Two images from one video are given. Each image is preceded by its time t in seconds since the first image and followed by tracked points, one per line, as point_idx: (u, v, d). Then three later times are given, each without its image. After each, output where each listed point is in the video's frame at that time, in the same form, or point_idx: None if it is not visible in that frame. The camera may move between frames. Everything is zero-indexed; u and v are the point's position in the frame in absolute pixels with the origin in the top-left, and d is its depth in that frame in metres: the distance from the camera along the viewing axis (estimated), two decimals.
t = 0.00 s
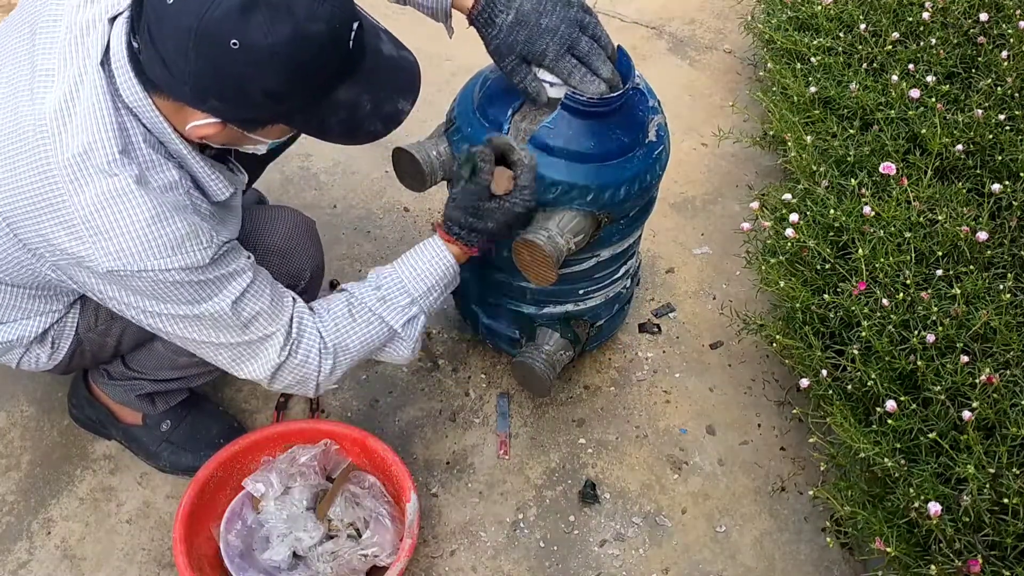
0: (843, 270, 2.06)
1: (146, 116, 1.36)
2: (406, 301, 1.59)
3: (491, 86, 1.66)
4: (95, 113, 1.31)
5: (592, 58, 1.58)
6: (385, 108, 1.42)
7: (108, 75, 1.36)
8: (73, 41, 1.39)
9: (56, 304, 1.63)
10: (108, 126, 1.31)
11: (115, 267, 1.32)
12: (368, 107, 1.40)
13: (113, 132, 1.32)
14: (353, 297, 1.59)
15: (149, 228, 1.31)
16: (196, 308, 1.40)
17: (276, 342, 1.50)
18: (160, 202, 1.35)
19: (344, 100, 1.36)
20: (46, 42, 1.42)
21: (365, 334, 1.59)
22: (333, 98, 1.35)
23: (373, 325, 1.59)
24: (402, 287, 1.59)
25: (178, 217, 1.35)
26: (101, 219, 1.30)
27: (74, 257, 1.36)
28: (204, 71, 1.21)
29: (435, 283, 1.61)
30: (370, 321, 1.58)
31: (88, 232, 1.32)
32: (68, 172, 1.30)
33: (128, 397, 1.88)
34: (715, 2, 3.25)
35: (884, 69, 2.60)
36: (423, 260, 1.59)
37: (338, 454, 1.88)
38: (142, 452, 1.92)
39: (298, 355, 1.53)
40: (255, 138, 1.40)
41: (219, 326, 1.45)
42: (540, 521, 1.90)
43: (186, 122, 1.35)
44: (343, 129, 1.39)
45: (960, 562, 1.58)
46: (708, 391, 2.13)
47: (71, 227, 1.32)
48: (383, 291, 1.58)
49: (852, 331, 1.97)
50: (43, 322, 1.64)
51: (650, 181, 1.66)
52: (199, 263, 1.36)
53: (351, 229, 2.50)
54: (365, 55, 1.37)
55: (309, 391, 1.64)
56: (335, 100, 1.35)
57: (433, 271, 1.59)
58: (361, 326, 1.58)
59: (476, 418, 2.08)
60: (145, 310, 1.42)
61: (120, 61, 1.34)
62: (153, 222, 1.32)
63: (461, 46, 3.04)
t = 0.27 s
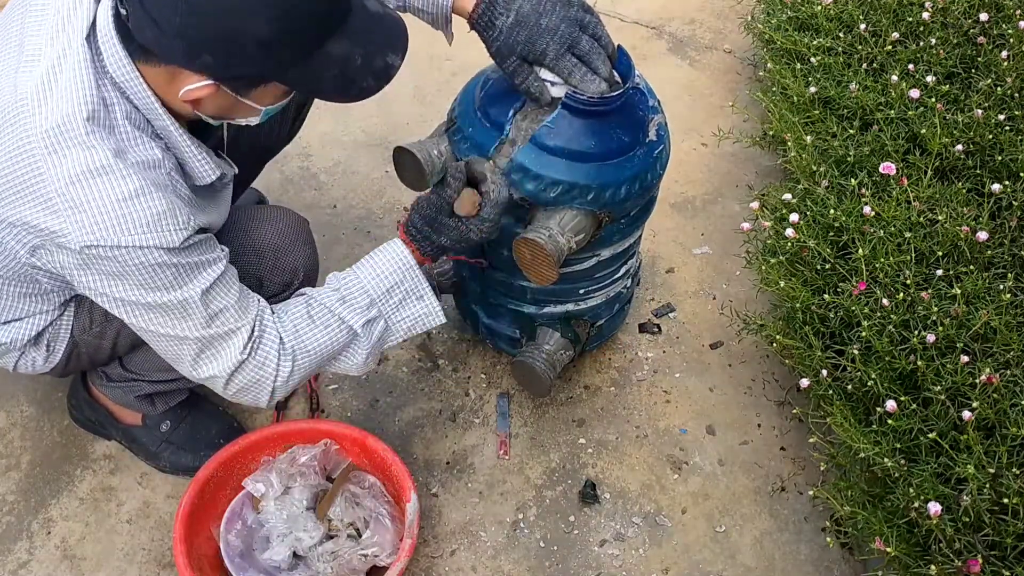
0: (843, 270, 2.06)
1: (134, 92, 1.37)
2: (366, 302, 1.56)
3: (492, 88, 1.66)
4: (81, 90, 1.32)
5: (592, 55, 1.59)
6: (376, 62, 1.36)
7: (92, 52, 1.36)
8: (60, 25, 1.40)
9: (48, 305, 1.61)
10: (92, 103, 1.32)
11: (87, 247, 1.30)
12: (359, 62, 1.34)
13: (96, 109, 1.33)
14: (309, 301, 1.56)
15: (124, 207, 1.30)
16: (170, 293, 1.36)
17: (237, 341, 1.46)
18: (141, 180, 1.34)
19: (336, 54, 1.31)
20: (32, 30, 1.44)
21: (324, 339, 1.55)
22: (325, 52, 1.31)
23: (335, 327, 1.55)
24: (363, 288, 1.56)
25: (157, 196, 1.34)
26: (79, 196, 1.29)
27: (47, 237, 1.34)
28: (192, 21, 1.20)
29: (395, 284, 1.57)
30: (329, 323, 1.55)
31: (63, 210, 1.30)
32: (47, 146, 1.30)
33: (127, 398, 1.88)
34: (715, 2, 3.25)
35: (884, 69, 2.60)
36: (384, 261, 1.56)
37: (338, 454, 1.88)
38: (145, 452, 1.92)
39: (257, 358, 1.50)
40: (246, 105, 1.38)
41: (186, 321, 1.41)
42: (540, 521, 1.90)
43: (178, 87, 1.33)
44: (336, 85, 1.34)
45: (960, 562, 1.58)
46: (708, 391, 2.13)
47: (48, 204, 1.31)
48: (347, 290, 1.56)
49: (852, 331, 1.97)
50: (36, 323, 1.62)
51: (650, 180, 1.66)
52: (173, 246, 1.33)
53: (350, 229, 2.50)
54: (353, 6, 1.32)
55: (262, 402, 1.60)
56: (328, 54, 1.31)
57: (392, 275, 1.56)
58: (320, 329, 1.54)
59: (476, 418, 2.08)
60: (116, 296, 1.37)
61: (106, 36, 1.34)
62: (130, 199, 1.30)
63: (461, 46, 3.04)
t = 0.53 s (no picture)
0: (843, 270, 2.06)
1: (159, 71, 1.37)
2: (407, 258, 1.52)
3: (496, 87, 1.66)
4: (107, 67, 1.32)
5: (595, 54, 1.60)
6: (401, 51, 1.38)
7: (116, 33, 1.37)
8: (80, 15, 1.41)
9: (58, 304, 1.62)
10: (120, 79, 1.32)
11: (119, 219, 1.27)
12: (385, 50, 1.36)
13: (121, 85, 1.32)
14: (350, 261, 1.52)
15: (157, 175, 1.29)
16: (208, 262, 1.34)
17: (281, 309, 1.43)
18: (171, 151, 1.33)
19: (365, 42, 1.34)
20: (54, 22, 1.46)
21: (370, 297, 1.52)
22: (353, 40, 1.33)
23: (378, 286, 1.52)
24: (400, 245, 1.52)
25: (187, 166, 1.33)
26: (111, 167, 1.28)
27: (78, 217, 1.32)
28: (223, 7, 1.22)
29: (434, 239, 1.54)
30: (372, 280, 1.51)
31: (94, 185, 1.28)
32: (75, 123, 1.29)
33: (129, 398, 1.88)
34: (715, 2, 3.25)
35: (884, 69, 2.60)
36: (420, 219, 1.53)
37: (338, 454, 1.88)
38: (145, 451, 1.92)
39: (303, 323, 1.46)
40: (274, 91, 1.40)
41: (227, 292, 1.37)
42: (540, 521, 1.90)
43: (210, 71, 1.34)
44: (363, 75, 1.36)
45: (960, 562, 1.58)
46: (708, 391, 2.13)
47: (78, 182, 1.29)
48: (384, 245, 1.52)
49: (852, 331, 1.97)
50: (44, 322, 1.63)
51: (651, 181, 1.65)
52: (209, 210, 1.32)
53: (350, 230, 2.50)
54: None
55: (312, 369, 1.56)
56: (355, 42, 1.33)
57: (432, 228, 1.53)
58: (363, 288, 1.51)
59: (476, 418, 2.08)
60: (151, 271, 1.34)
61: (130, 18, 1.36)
62: (163, 167, 1.29)
63: (461, 46, 3.04)
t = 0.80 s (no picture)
0: (843, 270, 2.06)
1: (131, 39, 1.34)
2: (371, 224, 1.49)
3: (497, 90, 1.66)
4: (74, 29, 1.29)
5: (594, 52, 1.59)
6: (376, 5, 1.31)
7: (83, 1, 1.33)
8: None
9: (48, 298, 1.62)
10: (87, 42, 1.30)
11: (88, 179, 1.24)
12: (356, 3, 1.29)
13: (90, 50, 1.30)
14: (315, 231, 1.49)
15: (127, 133, 1.26)
16: (181, 223, 1.30)
17: (252, 275, 1.39)
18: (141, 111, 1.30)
19: None
20: None
21: (339, 264, 1.47)
22: None
23: (346, 253, 1.48)
24: (363, 212, 1.49)
25: (156, 126, 1.30)
26: (80, 128, 1.24)
27: (44, 182, 1.28)
28: None
29: (397, 205, 1.51)
30: (338, 247, 1.48)
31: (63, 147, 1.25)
32: (41, 89, 1.26)
33: (128, 398, 1.88)
34: (715, 2, 3.25)
35: (884, 69, 2.60)
36: (381, 189, 1.52)
37: (338, 454, 1.88)
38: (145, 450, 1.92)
39: (275, 290, 1.42)
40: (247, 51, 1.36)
41: (198, 256, 1.33)
42: (540, 521, 1.90)
43: (181, 25, 1.30)
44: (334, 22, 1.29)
45: (960, 562, 1.58)
46: (708, 391, 2.13)
47: (45, 145, 1.26)
48: (346, 215, 1.50)
49: (852, 331, 1.97)
50: (36, 318, 1.63)
51: (651, 181, 1.65)
52: (180, 168, 1.29)
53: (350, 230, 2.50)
54: None
55: (283, 344, 1.50)
56: None
57: (394, 196, 1.51)
58: (331, 254, 1.47)
59: (476, 418, 2.08)
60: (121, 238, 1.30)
61: None
62: (132, 125, 1.27)
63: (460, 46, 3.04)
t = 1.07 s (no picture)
0: (843, 270, 2.06)
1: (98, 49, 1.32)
2: (359, 254, 1.51)
3: (498, 92, 1.67)
4: (40, 42, 1.28)
5: (594, 52, 1.59)
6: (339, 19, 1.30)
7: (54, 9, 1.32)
8: None
9: (37, 300, 1.61)
10: (51, 54, 1.28)
11: (47, 197, 1.24)
12: (323, 16, 1.27)
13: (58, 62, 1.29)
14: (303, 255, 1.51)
15: (89, 155, 1.26)
16: (144, 243, 1.31)
17: (222, 293, 1.39)
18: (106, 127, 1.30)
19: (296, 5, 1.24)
20: None
21: (320, 290, 1.49)
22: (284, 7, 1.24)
23: (329, 280, 1.49)
24: (355, 242, 1.52)
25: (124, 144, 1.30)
26: (38, 144, 1.25)
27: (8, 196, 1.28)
28: None
29: (388, 238, 1.54)
30: (325, 274, 1.49)
31: (22, 163, 1.25)
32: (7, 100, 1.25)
33: (127, 399, 1.88)
34: (715, 2, 3.24)
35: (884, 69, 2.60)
36: (375, 219, 1.54)
37: (338, 454, 1.88)
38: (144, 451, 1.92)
39: (246, 308, 1.42)
40: (212, 60, 1.35)
41: (165, 274, 1.34)
42: (540, 521, 1.90)
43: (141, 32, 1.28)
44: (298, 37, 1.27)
45: (960, 563, 1.58)
46: (708, 391, 2.13)
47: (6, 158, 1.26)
48: (339, 241, 1.52)
49: (852, 331, 1.97)
50: (29, 320, 1.62)
51: (650, 181, 1.66)
52: (144, 191, 1.29)
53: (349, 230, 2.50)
54: None
55: (252, 361, 1.51)
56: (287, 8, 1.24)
57: (386, 230, 1.54)
58: (313, 279, 1.48)
59: (476, 418, 2.08)
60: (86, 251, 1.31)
61: None
62: (95, 143, 1.27)
63: (460, 46, 3.04)
